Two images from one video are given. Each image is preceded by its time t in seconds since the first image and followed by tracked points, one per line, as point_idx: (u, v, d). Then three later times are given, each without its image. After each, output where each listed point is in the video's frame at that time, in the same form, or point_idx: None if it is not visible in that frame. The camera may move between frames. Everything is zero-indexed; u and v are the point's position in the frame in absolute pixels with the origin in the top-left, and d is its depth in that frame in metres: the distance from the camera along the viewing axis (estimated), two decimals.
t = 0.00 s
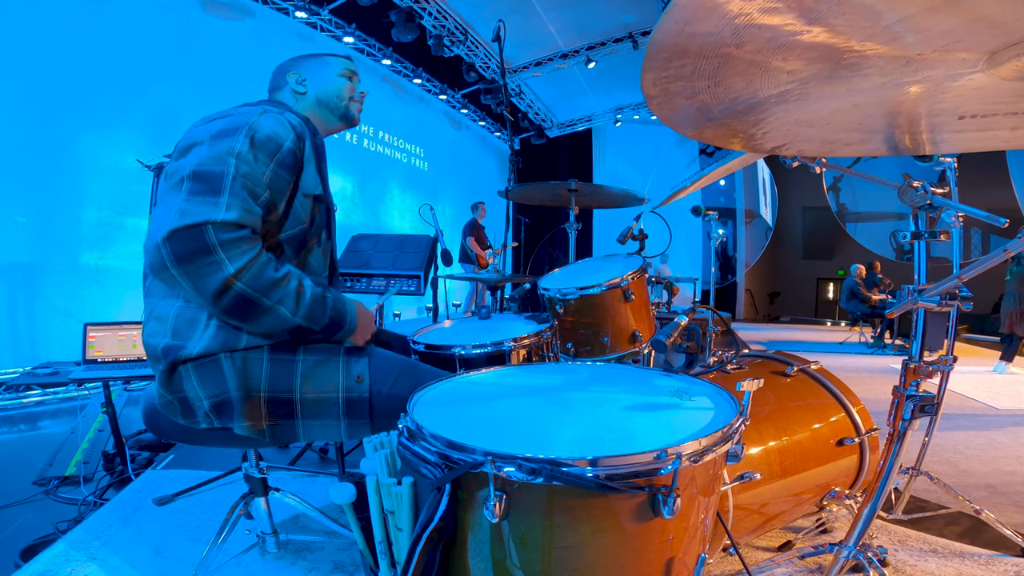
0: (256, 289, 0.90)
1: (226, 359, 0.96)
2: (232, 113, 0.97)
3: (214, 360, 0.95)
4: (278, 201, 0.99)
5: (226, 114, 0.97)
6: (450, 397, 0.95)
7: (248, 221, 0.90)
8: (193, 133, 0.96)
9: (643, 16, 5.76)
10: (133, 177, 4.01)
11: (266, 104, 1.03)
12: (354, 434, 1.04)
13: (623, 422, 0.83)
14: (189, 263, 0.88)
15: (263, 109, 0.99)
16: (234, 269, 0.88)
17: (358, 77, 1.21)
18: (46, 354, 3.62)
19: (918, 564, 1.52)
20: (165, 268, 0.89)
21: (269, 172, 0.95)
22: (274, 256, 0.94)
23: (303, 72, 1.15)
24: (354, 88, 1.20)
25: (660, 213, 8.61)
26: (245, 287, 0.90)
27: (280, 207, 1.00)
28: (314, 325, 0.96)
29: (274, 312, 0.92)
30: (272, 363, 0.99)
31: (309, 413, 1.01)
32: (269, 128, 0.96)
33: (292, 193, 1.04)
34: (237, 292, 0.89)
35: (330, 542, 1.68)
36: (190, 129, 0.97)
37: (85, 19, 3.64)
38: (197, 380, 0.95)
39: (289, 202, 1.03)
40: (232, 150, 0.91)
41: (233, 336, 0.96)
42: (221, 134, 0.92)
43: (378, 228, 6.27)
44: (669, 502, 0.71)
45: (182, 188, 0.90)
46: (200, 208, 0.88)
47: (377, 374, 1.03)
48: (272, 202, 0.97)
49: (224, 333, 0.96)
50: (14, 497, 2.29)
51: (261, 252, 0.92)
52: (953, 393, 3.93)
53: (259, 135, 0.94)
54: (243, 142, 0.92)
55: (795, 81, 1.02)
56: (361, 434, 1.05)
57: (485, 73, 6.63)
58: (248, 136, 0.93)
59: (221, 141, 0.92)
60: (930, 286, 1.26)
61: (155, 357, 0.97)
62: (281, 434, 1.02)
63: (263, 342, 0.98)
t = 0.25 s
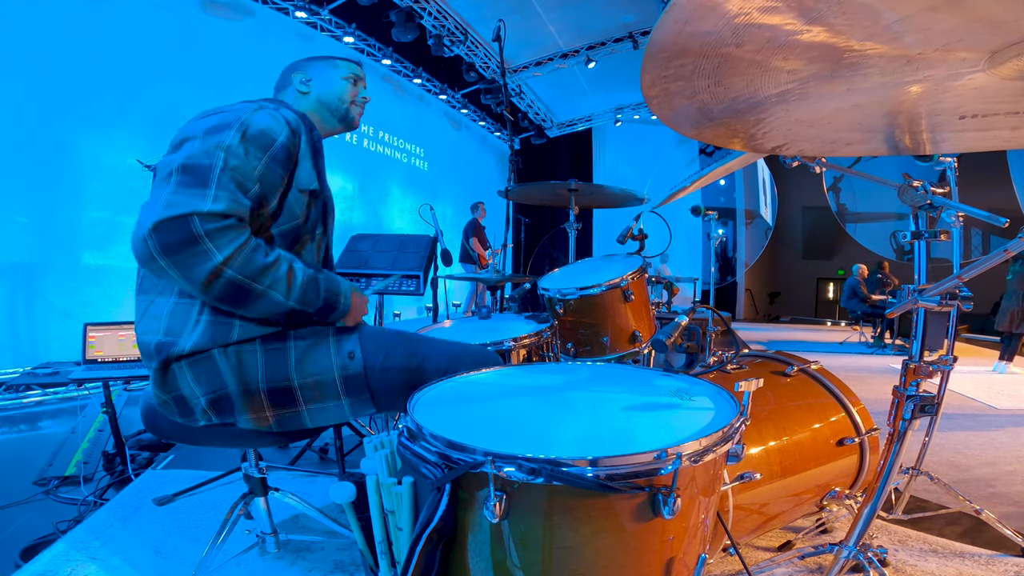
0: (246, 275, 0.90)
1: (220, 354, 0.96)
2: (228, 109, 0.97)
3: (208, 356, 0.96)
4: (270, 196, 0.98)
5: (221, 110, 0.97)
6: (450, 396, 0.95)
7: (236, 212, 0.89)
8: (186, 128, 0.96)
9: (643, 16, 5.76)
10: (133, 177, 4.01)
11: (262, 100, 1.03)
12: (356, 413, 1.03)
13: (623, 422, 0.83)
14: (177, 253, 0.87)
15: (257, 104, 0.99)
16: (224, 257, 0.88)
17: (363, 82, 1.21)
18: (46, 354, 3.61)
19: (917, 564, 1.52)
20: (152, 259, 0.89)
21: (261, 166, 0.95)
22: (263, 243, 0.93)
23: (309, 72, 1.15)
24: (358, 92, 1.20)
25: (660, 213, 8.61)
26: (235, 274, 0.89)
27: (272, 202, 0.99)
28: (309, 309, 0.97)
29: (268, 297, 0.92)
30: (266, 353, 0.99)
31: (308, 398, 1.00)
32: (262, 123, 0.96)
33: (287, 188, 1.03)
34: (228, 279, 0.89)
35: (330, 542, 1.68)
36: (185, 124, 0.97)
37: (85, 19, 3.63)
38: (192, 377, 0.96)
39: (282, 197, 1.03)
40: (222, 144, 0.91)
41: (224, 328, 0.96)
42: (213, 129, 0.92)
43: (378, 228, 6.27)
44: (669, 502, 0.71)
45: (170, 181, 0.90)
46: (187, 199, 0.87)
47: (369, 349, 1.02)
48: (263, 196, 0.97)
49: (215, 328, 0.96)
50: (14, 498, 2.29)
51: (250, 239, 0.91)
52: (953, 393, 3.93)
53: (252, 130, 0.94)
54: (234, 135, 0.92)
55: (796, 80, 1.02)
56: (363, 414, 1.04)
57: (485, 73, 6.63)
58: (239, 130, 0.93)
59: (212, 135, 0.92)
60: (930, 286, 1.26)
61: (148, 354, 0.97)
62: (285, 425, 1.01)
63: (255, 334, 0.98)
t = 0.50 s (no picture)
0: (269, 290, 0.90)
1: (227, 361, 0.96)
2: (244, 115, 0.97)
3: (214, 362, 0.95)
4: (289, 206, 0.99)
5: (238, 117, 0.97)
6: (450, 397, 0.95)
7: (262, 224, 0.90)
8: (205, 135, 0.96)
9: (643, 16, 5.76)
10: (132, 177, 4.01)
11: (277, 108, 1.03)
12: (359, 431, 1.03)
13: (624, 422, 0.83)
14: (202, 264, 0.87)
15: (275, 113, 1.00)
16: (248, 270, 0.88)
17: (356, 81, 1.22)
18: (46, 354, 3.61)
19: (918, 564, 1.51)
20: (177, 268, 0.89)
21: (282, 176, 0.95)
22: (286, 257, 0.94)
23: (304, 75, 1.15)
24: (354, 91, 1.21)
25: (660, 212, 8.61)
26: (258, 288, 0.90)
27: (292, 211, 1.00)
28: (325, 327, 0.96)
29: (287, 313, 0.93)
30: (275, 364, 0.98)
31: (314, 412, 1.00)
32: (281, 132, 0.97)
33: (303, 197, 1.04)
34: (251, 292, 0.89)
35: (330, 542, 1.68)
36: (202, 129, 0.97)
37: (84, 19, 3.63)
38: (198, 382, 0.95)
39: (300, 205, 1.03)
40: (247, 154, 0.91)
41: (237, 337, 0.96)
42: (236, 138, 0.93)
43: (378, 228, 6.27)
44: (669, 502, 0.71)
45: (195, 190, 0.90)
46: (214, 210, 0.88)
47: (378, 369, 1.03)
48: (284, 205, 0.97)
49: (226, 335, 0.96)
50: (14, 497, 2.29)
51: (273, 253, 0.91)
52: (953, 393, 3.93)
53: (273, 139, 0.95)
54: (257, 145, 0.93)
55: (795, 79, 1.01)
56: (366, 431, 1.03)
57: (484, 73, 6.63)
58: (262, 140, 0.93)
59: (235, 145, 0.92)
60: (929, 286, 1.25)
61: (157, 358, 0.97)
62: (286, 435, 1.01)
63: (267, 346, 0.97)
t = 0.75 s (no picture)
0: (256, 294, 0.90)
1: (230, 361, 0.96)
2: (233, 117, 0.97)
3: (219, 362, 0.96)
4: (277, 206, 0.99)
5: (228, 118, 0.97)
6: (450, 397, 0.95)
7: (249, 226, 0.90)
8: (194, 136, 0.95)
9: (643, 16, 5.76)
10: (133, 177, 4.01)
11: (267, 108, 1.03)
12: (359, 434, 1.04)
13: (623, 422, 0.83)
14: (189, 266, 0.87)
15: (264, 113, 1.00)
16: (235, 274, 0.88)
17: (368, 90, 1.21)
18: (46, 354, 3.61)
19: (918, 564, 1.51)
20: (164, 270, 0.89)
21: (269, 176, 0.95)
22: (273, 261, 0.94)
23: (312, 78, 1.15)
24: (362, 101, 1.20)
25: (659, 213, 8.61)
26: (245, 291, 0.89)
27: (279, 212, 1.00)
28: (315, 331, 0.96)
29: (274, 318, 0.92)
30: (277, 365, 0.99)
31: (314, 414, 1.01)
32: (269, 132, 0.96)
33: (291, 198, 1.04)
34: (237, 296, 0.89)
35: (330, 542, 1.68)
36: (190, 132, 0.97)
37: (84, 19, 3.63)
38: (201, 381, 0.95)
39: (288, 206, 1.03)
40: (233, 154, 0.91)
41: (237, 337, 0.96)
42: (222, 139, 0.92)
43: (378, 228, 6.27)
44: (669, 502, 0.71)
45: (182, 192, 0.89)
46: (199, 212, 0.87)
47: (380, 374, 1.04)
48: (271, 206, 0.97)
49: (227, 338, 0.96)
50: (13, 497, 2.29)
51: (260, 257, 0.91)
52: (953, 393, 3.93)
53: (261, 140, 0.94)
54: (244, 146, 0.92)
55: (795, 80, 1.02)
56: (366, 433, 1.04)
57: (484, 73, 6.63)
58: (249, 140, 0.93)
59: (222, 145, 0.92)
60: (929, 286, 1.26)
61: (159, 358, 0.97)
62: (287, 436, 1.01)
63: (269, 345, 0.98)
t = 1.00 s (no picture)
0: (243, 278, 0.90)
1: (221, 355, 0.96)
2: (234, 109, 0.98)
3: (210, 357, 0.96)
4: (272, 197, 0.99)
5: (228, 111, 0.98)
6: (451, 396, 0.95)
7: (237, 212, 0.89)
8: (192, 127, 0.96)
9: (643, 16, 5.77)
10: (133, 177, 4.01)
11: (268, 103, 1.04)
12: (359, 415, 1.03)
13: (623, 421, 0.83)
14: (173, 252, 0.86)
15: (264, 107, 1.01)
16: (220, 259, 0.88)
17: (364, 79, 1.19)
18: (46, 354, 3.62)
19: (917, 564, 1.52)
20: (148, 256, 0.88)
21: (264, 167, 0.96)
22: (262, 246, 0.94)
23: (308, 73, 1.16)
24: (358, 91, 1.18)
25: (659, 213, 8.62)
26: (231, 276, 0.89)
27: (274, 205, 1.00)
28: (304, 313, 0.97)
29: (262, 301, 0.92)
30: (267, 355, 0.99)
31: (312, 400, 1.01)
32: (269, 124, 0.97)
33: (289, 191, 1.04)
34: (224, 281, 0.89)
35: (330, 542, 1.68)
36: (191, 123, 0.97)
37: (85, 19, 3.63)
38: (194, 378, 0.96)
39: (284, 199, 1.03)
40: (228, 143, 0.91)
41: (226, 331, 0.97)
42: (220, 129, 0.93)
43: (378, 228, 6.27)
44: (670, 502, 0.71)
45: (173, 179, 0.89)
46: (189, 198, 0.87)
47: (371, 351, 1.02)
48: (265, 197, 0.97)
49: (218, 330, 0.96)
50: (14, 498, 2.29)
51: (248, 241, 0.91)
52: (953, 393, 3.93)
53: (258, 131, 0.96)
54: (240, 136, 0.93)
55: (795, 81, 1.02)
56: (367, 415, 1.03)
57: (485, 73, 6.63)
58: (246, 131, 0.94)
59: (220, 135, 0.92)
60: (929, 286, 1.26)
61: (151, 356, 0.97)
62: (288, 426, 1.02)
63: (257, 336, 0.98)
